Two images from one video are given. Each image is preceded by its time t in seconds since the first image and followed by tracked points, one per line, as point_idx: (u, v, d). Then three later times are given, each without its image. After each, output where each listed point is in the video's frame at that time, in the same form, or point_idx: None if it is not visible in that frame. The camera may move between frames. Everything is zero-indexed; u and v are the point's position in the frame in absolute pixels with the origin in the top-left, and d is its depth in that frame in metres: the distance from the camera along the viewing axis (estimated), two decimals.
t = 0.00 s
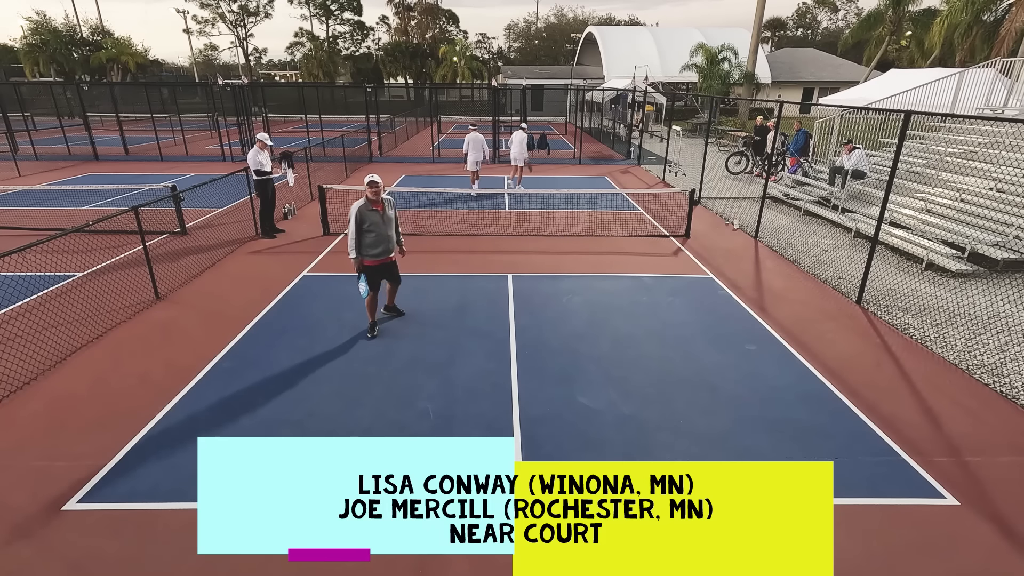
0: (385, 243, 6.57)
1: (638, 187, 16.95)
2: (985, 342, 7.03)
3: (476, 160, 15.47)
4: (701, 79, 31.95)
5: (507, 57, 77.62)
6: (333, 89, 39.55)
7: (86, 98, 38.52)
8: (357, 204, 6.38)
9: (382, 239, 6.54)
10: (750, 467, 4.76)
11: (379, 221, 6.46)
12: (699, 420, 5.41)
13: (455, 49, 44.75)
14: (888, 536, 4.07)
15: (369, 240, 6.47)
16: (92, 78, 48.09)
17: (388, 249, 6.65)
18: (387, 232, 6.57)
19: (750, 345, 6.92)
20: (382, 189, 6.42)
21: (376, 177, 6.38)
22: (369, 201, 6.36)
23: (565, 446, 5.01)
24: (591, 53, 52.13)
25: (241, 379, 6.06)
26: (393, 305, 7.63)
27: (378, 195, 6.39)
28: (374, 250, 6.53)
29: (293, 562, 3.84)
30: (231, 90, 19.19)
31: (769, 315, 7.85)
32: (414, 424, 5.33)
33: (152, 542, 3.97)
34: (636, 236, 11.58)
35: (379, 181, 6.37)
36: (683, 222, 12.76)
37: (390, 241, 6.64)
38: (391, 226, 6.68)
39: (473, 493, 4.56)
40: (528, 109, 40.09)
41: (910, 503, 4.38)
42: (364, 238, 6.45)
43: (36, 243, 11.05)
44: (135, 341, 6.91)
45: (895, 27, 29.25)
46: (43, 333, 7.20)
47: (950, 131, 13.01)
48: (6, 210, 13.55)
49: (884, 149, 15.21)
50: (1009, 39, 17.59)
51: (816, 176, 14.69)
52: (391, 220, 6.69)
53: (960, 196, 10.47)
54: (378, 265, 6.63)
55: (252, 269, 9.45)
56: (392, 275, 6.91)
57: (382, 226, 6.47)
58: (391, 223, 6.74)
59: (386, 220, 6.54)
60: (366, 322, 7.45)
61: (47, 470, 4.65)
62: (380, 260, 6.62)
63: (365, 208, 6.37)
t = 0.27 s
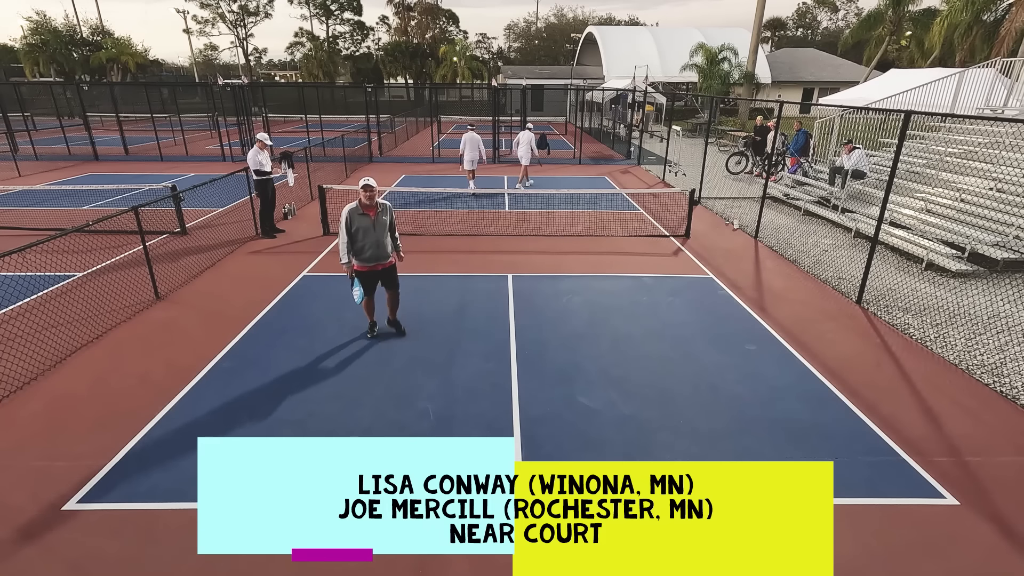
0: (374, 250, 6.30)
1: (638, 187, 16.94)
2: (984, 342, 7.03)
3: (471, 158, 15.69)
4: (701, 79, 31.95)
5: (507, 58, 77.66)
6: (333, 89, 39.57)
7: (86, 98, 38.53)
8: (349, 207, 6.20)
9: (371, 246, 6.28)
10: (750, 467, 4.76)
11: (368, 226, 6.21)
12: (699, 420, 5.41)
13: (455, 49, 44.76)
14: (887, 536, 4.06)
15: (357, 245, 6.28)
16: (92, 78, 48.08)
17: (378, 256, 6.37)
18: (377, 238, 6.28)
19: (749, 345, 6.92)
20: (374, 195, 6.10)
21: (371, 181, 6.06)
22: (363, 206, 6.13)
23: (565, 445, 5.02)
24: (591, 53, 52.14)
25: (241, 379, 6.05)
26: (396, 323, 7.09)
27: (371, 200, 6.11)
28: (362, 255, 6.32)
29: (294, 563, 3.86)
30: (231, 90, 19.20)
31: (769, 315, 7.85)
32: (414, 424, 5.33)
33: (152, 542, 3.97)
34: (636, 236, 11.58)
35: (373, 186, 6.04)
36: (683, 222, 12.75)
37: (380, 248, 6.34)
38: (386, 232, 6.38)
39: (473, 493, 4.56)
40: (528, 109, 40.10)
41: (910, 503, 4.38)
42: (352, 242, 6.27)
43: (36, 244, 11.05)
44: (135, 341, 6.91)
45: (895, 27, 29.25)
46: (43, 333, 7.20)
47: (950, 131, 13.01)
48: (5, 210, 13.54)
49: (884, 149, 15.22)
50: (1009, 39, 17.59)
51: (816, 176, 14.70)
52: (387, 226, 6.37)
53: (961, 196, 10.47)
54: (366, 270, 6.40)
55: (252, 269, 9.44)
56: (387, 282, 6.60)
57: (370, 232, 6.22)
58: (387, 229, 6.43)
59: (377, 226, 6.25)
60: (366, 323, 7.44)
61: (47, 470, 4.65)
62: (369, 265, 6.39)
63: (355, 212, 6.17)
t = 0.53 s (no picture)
0: (370, 261, 5.89)
1: (638, 187, 16.95)
2: (984, 342, 7.03)
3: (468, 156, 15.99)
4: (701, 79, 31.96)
5: (507, 57, 77.66)
6: (333, 89, 39.57)
7: (86, 98, 38.55)
8: (352, 215, 5.96)
9: (368, 256, 5.88)
10: (750, 466, 4.76)
11: (367, 236, 5.87)
12: (699, 420, 5.41)
13: (455, 49, 44.75)
14: (888, 536, 4.06)
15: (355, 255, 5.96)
16: (92, 78, 48.07)
17: (376, 268, 5.94)
18: (374, 249, 5.87)
19: (749, 345, 6.92)
20: (373, 205, 5.74)
21: (372, 191, 5.72)
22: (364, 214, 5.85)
23: (565, 445, 5.02)
24: (592, 53, 52.15)
25: (241, 379, 6.05)
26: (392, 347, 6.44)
27: (372, 210, 5.78)
28: (359, 266, 5.95)
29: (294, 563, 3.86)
30: (231, 90, 19.19)
31: (769, 315, 7.85)
32: (414, 424, 5.33)
33: (153, 542, 3.97)
34: (636, 236, 11.58)
35: (375, 197, 5.69)
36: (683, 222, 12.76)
37: (378, 261, 5.91)
38: (387, 244, 5.94)
39: (473, 493, 4.56)
40: (528, 109, 40.12)
41: (910, 502, 4.38)
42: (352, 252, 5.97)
43: (36, 244, 11.05)
44: (135, 341, 6.91)
45: (895, 27, 29.24)
46: (43, 333, 7.20)
47: (950, 131, 13.01)
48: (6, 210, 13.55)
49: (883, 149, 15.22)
50: (1009, 39, 17.59)
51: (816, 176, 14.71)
52: (388, 238, 5.94)
53: (960, 196, 10.47)
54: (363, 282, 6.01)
55: (252, 269, 9.45)
56: (386, 297, 6.10)
57: (367, 241, 5.85)
58: (390, 242, 5.99)
59: (375, 236, 5.88)
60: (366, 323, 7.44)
61: (47, 470, 4.65)
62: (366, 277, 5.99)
63: (356, 221, 5.90)
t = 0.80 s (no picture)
0: (369, 266, 5.73)
1: (638, 187, 16.95)
2: (984, 342, 7.03)
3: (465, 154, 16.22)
4: (701, 79, 31.96)
5: (507, 57, 77.64)
6: (333, 90, 39.57)
7: (86, 98, 38.55)
8: (355, 217, 5.82)
9: (367, 262, 5.71)
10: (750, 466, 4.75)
11: (366, 240, 5.71)
12: (699, 420, 5.41)
13: (455, 49, 44.75)
14: (888, 536, 4.06)
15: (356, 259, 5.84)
16: (92, 78, 48.05)
17: (375, 274, 5.78)
18: (373, 254, 5.71)
19: (750, 345, 6.92)
20: (372, 208, 5.55)
21: (373, 194, 5.53)
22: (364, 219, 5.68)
23: (565, 445, 5.02)
24: (591, 53, 52.15)
25: (241, 379, 6.05)
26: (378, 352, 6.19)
27: (372, 213, 5.61)
28: (358, 271, 5.81)
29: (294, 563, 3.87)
30: (231, 90, 19.19)
31: (769, 315, 7.85)
32: (414, 423, 5.33)
33: (152, 542, 3.97)
34: (636, 236, 11.58)
35: (376, 201, 5.51)
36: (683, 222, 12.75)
37: (378, 266, 5.74)
38: (387, 249, 5.74)
39: (473, 493, 4.56)
40: (528, 109, 40.11)
41: (910, 502, 4.38)
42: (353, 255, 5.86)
43: (36, 244, 11.05)
44: (136, 341, 6.91)
45: (895, 27, 29.24)
46: (43, 333, 7.20)
47: (950, 131, 13.01)
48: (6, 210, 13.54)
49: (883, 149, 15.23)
50: (1009, 39, 17.58)
51: (816, 176, 14.71)
52: (388, 243, 5.74)
53: (961, 196, 10.47)
54: (362, 288, 5.83)
55: (252, 269, 9.44)
56: (387, 302, 5.97)
57: (365, 246, 5.69)
58: (391, 247, 5.78)
59: (374, 241, 5.70)
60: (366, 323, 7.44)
61: (48, 470, 4.65)
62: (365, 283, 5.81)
63: (357, 223, 5.75)
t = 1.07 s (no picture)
0: (364, 283, 5.33)
1: (638, 187, 16.95)
2: (984, 342, 7.03)
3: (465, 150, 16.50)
4: (701, 79, 31.96)
5: (507, 57, 77.65)
6: (333, 90, 39.58)
7: (86, 98, 38.56)
8: (347, 229, 5.38)
9: (361, 278, 5.31)
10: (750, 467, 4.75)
11: (360, 254, 5.28)
12: (699, 420, 5.41)
13: (455, 49, 44.76)
14: (888, 536, 4.06)
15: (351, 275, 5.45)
16: (92, 78, 48.05)
17: (371, 290, 5.38)
18: (367, 270, 5.29)
19: (749, 345, 6.92)
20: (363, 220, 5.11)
21: (364, 205, 5.08)
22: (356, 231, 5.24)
23: (565, 445, 5.02)
24: (591, 53, 52.16)
25: (241, 379, 6.05)
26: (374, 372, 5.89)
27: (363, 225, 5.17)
28: (353, 287, 5.41)
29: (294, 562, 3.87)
30: (231, 90, 19.19)
31: (769, 315, 7.85)
32: (414, 423, 5.33)
33: (153, 542, 3.97)
34: (636, 236, 11.58)
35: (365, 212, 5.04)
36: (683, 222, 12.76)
37: (374, 282, 5.35)
38: (382, 263, 5.31)
39: (473, 493, 4.56)
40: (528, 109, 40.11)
41: (909, 502, 4.38)
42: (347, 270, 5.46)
43: (36, 244, 11.05)
44: (136, 341, 6.91)
45: (895, 27, 29.24)
46: (43, 333, 7.20)
47: (950, 131, 13.01)
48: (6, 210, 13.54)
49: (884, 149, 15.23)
50: (1009, 39, 17.58)
51: (816, 176, 14.71)
52: (383, 257, 5.30)
53: (961, 196, 10.47)
54: (357, 306, 5.43)
55: (253, 269, 9.44)
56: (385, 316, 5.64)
57: (359, 261, 5.28)
58: (386, 260, 5.35)
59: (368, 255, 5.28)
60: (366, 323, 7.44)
61: (48, 470, 4.65)
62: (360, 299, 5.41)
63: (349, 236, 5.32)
